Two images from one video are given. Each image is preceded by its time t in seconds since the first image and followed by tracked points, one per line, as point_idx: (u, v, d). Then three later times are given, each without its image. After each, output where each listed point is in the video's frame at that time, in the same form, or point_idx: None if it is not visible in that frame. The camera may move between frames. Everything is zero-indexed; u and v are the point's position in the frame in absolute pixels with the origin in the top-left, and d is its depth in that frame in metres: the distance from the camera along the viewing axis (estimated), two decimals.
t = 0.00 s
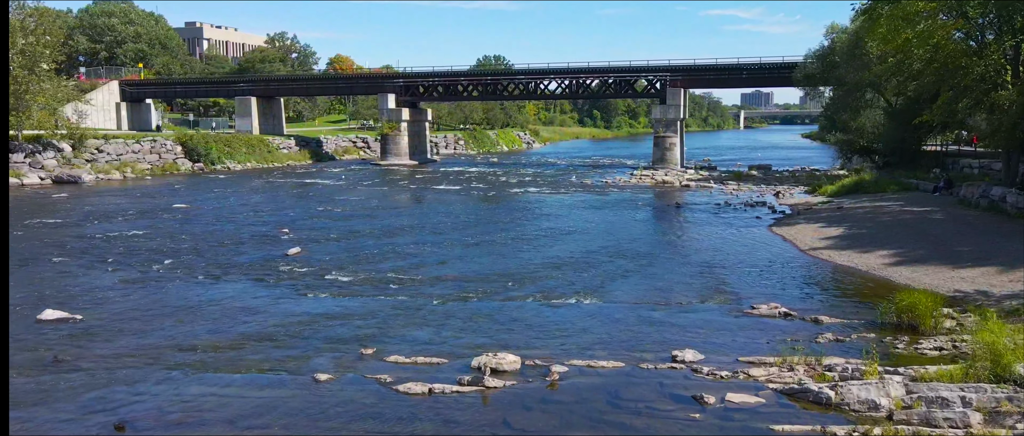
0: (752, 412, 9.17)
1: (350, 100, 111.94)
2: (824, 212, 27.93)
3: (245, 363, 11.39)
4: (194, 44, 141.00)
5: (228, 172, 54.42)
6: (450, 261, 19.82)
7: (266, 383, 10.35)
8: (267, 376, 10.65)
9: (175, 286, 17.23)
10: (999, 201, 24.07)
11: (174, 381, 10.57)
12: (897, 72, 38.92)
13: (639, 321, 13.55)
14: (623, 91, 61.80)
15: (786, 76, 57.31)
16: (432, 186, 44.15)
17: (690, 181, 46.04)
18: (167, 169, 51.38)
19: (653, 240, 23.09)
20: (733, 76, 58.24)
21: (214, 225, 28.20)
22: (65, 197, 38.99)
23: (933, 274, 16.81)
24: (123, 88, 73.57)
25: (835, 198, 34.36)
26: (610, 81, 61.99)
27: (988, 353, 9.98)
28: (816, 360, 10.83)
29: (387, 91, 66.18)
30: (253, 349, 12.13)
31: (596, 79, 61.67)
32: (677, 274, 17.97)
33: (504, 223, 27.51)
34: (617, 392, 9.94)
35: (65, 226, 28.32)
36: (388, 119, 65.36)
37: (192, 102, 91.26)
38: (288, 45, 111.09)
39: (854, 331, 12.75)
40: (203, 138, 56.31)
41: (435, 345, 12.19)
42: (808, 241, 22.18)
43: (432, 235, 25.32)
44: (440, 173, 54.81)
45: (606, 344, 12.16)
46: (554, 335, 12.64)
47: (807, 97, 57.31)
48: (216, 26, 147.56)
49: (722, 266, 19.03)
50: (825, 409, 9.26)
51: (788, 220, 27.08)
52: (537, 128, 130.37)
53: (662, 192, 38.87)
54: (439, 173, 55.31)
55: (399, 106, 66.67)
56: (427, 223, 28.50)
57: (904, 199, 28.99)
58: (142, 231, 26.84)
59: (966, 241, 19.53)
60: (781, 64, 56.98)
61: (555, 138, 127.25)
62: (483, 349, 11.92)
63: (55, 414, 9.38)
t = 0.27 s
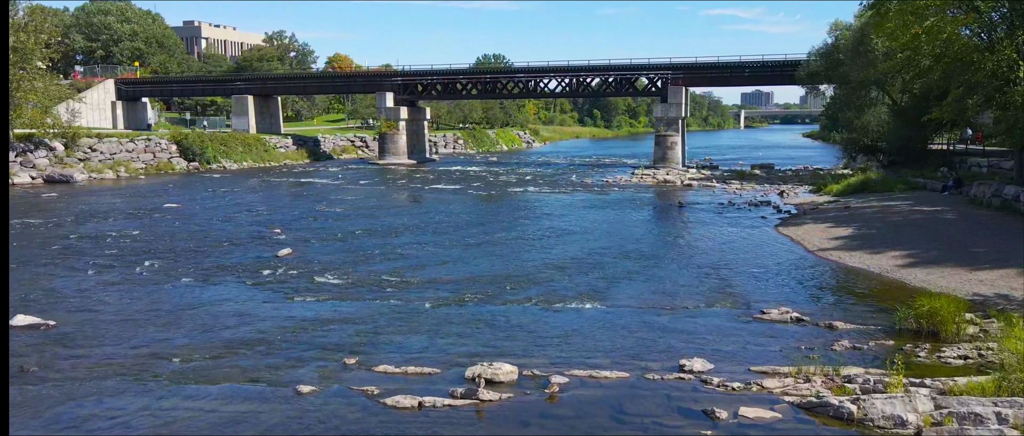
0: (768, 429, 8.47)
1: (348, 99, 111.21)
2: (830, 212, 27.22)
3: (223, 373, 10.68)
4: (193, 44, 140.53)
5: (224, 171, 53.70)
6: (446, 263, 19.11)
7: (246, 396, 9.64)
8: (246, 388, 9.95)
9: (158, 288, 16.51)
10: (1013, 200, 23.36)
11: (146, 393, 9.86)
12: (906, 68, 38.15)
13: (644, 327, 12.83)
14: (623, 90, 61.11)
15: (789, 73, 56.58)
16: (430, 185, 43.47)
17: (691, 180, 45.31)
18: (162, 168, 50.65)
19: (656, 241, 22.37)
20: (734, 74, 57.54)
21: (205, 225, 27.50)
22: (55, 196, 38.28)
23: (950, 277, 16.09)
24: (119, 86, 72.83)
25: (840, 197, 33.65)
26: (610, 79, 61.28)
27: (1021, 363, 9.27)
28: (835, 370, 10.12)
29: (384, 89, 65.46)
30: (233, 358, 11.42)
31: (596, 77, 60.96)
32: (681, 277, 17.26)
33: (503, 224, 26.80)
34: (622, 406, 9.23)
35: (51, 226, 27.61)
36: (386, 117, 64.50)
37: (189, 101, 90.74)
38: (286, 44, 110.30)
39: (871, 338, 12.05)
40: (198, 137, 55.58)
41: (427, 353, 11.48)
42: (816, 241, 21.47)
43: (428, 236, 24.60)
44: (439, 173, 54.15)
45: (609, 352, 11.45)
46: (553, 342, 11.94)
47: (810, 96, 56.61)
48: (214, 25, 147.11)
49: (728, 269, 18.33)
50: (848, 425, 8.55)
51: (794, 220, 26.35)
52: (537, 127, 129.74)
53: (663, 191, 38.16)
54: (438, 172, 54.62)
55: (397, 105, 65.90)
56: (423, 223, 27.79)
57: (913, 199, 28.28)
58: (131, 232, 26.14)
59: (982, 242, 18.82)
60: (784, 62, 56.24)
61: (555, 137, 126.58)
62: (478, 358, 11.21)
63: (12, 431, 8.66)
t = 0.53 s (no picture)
0: None
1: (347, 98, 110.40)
2: (838, 213, 26.46)
3: (198, 391, 9.93)
4: (191, 43, 139.99)
5: (219, 171, 52.98)
6: (441, 268, 18.36)
7: (221, 418, 8.92)
8: (221, 408, 9.20)
9: (140, 294, 15.78)
10: None
11: (112, 415, 9.12)
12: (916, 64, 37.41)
13: (649, 338, 12.09)
14: (624, 89, 60.38)
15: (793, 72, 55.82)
16: (428, 186, 42.73)
17: (694, 180, 44.57)
18: (156, 169, 49.94)
19: (660, 244, 21.63)
20: (737, 74, 56.80)
21: (196, 227, 26.80)
22: (45, 197, 37.55)
23: (969, 283, 15.35)
24: (115, 86, 72.14)
25: (847, 198, 32.92)
26: (612, 79, 60.54)
27: None
28: (856, 388, 9.38)
29: (383, 89, 64.73)
30: (211, 373, 10.68)
31: (596, 76, 60.20)
32: (687, 283, 16.53)
33: (501, 226, 26.06)
34: (627, 429, 8.50)
35: (37, 228, 26.86)
36: (385, 117, 63.72)
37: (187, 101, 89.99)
38: (284, 43, 109.39)
39: (892, 351, 11.31)
40: (193, 137, 54.84)
41: (419, 368, 10.73)
42: (825, 245, 20.73)
43: (424, 238, 23.85)
44: (438, 173, 53.43)
45: (612, 367, 10.71)
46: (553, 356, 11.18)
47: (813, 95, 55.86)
48: (213, 24, 146.57)
49: (735, 274, 17.58)
50: None
51: (801, 222, 25.60)
52: (537, 127, 129.09)
53: (665, 192, 37.43)
54: (436, 173, 53.88)
55: (395, 105, 65.12)
56: (420, 225, 27.06)
57: (924, 200, 27.49)
58: (118, 234, 25.40)
59: (999, 245, 18.08)
60: (788, 60, 55.45)
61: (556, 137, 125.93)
62: (472, 374, 10.45)
63: None
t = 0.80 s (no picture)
0: None
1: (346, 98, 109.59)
2: (847, 215, 25.65)
3: (168, 413, 9.16)
4: (189, 42, 139.37)
5: (214, 172, 52.24)
6: (436, 274, 17.55)
7: None
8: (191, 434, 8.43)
9: (118, 303, 15.00)
10: None
11: None
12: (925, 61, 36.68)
13: (655, 352, 11.32)
14: (625, 88, 59.62)
15: (797, 71, 55.03)
16: (426, 187, 41.99)
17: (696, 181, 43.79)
18: (149, 169, 49.21)
19: (665, 248, 20.89)
20: (740, 73, 56.02)
21: (186, 229, 26.03)
22: (34, 198, 36.79)
23: (991, 291, 14.57)
24: (110, 85, 71.41)
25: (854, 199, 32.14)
26: (613, 78, 59.76)
27: None
28: (884, 410, 8.59)
29: (381, 88, 63.93)
30: (184, 391, 9.91)
31: (597, 75, 59.40)
32: (694, 290, 15.78)
33: (500, 228, 25.28)
34: None
35: (23, 231, 26.09)
36: (383, 117, 62.88)
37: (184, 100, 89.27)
38: (283, 43, 108.48)
39: (916, 366, 10.53)
40: (188, 137, 54.09)
41: (408, 386, 9.95)
42: (836, 249, 19.97)
43: (420, 242, 23.05)
44: (437, 174, 52.69)
45: (617, 385, 9.93)
46: (553, 372, 10.42)
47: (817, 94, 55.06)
48: (211, 24, 145.97)
49: (743, 280, 16.80)
50: None
51: (809, 224, 24.81)
52: (537, 127, 128.44)
53: (667, 193, 36.70)
54: (435, 173, 53.13)
55: (394, 104, 64.31)
56: (417, 228, 26.29)
57: (935, 202, 26.71)
58: (105, 237, 24.65)
59: (1019, 250, 17.31)
60: (792, 59, 54.65)
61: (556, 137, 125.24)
62: (465, 393, 9.68)
63: None
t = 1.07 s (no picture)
0: None
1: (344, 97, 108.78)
2: (855, 218, 24.88)
3: None
4: (187, 42, 138.76)
5: (209, 172, 51.53)
6: (430, 280, 16.74)
7: None
8: None
9: (94, 310, 14.21)
10: None
11: None
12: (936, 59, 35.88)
13: (663, 368, 10.57)
14: (626, 87, 58.88)
15: (800, 70, 54.26)
16: (423, 188, 41.22)
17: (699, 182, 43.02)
18: (143, 170, 48.50)
19: (668, 252, 20.16)
20: (742, 72, 55.29)
21: (175, 232, 25.27)
22: (24, 200, 36.04)
23: (1014, 299, 13.84)
24: (105, 85, 70.68)
25: (861, 201, 31.38)
26: (613, 77, 59.01)
27: None
28: None
29: (379, 88, 63.17)
30: (155, 414, 9.16)
31: (597, 74, 58.63)
32: (700, 297, 15.05)
33: (496, 231, 24.51)
34: None
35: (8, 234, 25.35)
36: (381, 117, 62.06)
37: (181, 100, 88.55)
38: (281, 42, 107.54)
39: (944, 384, 9.79)
40: (183, 137, 53.36)
41: (396, 408, 9.20)
42: (847, 253, 19.23)
43: (414, 244, 22.22)
44: (435, 174, 52.00)
45: (622, 406, 9.18)
46: (554, 391, 9.68)
47: (821, 94, 54.26)
48: (209, 23, 145.40)
49: (753, 287, 16.00)
50: None
51: (817, 227, 24.01)
52: (537, 127, 127.87)
53: (669, 194, 35.97)
54: (433, 174, 52.41)
55: (392, 104, 63.54)
56: (413, 230, 25.53)
57: (946, 204, 25.96)
58: (91, 240, 23.91)
59: None
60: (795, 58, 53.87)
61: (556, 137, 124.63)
62: (458, 415, 8.93)
63: None
